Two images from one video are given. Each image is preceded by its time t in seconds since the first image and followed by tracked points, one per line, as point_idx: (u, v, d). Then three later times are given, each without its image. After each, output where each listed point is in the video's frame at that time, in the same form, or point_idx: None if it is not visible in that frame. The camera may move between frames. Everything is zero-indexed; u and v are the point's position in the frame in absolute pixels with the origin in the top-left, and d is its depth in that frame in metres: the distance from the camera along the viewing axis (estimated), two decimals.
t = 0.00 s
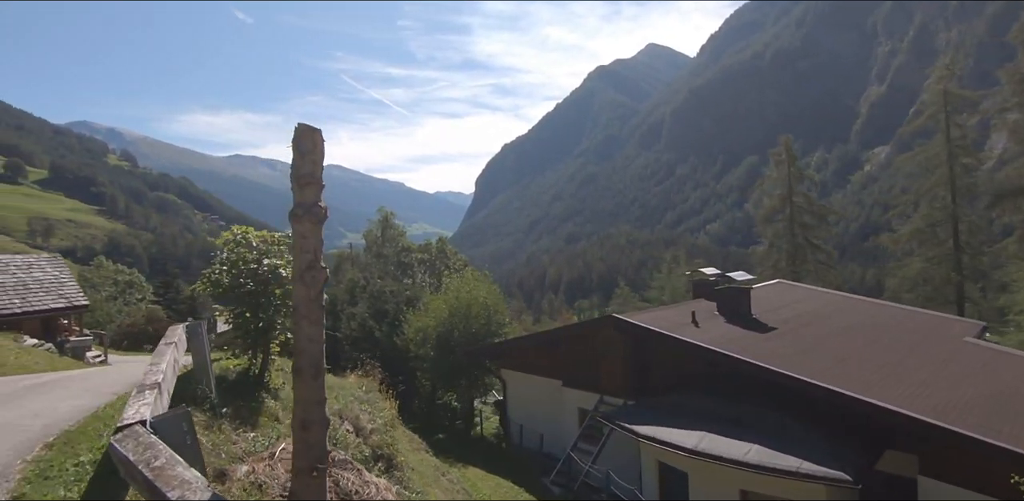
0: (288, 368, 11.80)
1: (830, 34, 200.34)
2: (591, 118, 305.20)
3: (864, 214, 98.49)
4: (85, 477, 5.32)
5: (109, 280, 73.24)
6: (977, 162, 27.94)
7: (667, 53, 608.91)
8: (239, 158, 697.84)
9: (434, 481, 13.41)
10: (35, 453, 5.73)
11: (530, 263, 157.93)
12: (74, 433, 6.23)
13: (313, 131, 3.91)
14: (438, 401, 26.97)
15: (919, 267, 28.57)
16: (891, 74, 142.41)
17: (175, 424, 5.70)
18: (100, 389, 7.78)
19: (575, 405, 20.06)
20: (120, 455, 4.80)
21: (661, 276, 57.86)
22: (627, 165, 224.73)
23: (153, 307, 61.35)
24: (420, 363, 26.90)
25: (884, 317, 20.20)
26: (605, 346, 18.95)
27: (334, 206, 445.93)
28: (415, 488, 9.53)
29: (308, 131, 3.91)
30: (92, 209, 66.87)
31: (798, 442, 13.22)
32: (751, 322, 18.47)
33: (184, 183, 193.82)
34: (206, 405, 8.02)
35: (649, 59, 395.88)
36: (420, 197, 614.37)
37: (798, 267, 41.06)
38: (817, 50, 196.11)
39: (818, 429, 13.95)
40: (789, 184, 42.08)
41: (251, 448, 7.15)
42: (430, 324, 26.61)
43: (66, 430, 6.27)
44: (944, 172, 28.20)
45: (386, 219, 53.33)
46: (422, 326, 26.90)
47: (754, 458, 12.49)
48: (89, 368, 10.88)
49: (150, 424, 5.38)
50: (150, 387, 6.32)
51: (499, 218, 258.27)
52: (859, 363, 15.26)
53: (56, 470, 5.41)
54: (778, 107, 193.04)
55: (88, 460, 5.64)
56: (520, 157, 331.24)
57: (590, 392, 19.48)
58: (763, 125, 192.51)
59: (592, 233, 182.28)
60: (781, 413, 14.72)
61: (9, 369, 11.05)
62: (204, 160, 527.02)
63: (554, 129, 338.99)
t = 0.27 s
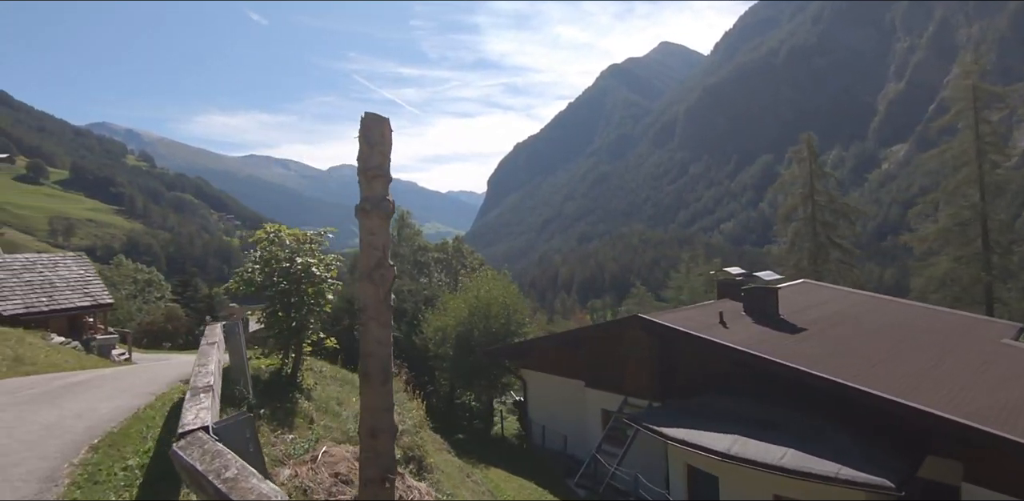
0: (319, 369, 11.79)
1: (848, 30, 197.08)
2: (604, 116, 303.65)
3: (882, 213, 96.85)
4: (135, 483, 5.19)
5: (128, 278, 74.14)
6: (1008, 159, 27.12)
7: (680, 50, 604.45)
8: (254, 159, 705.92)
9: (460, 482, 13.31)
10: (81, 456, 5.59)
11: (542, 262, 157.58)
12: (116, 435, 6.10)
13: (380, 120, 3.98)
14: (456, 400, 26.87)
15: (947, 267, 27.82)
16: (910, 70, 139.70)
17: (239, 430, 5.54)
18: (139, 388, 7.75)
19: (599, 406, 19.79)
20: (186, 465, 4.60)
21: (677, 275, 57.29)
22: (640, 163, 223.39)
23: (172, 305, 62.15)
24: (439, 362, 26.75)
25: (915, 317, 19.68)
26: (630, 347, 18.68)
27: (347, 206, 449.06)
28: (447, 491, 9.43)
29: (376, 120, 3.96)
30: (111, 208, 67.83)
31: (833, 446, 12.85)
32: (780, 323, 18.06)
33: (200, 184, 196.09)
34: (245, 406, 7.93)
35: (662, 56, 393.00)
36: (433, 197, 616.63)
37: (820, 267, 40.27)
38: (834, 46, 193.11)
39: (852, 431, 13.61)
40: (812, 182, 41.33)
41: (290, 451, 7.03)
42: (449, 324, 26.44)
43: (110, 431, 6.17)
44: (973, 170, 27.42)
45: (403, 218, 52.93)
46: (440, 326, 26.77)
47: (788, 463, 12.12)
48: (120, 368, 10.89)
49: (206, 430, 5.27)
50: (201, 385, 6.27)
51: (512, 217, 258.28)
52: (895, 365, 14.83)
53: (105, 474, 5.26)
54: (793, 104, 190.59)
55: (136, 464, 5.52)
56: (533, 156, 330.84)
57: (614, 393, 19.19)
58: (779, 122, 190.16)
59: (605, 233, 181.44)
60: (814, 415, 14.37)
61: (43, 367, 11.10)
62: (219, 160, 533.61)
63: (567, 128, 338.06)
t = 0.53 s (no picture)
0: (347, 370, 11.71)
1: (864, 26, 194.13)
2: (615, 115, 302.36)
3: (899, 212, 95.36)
4: (179, 492, 5.00)
5: (146, 277, 75.13)
6: None
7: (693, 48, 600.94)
8: (267, 159, 714.03)
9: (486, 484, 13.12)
10: (123, 462, 5.43)
11: (553, 261, 157.45)
12: (154, 442, 5.93)
13: (454, 111, 3.99)
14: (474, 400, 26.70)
15: (973, 265, 27.12)
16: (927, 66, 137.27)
17: (303, 442, 4.99)
18: (174, 389, 7.65)
19: (621, 407, 19.50)
20: (251, 479, 4.08)
21: (693, 275, 56.81)
22: (652, 162, 222.22)
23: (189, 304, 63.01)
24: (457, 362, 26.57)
25: (948, 318, 19.10)
26: (653, 347, 18.42)
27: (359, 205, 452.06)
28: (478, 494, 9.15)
29: (450, 112, 3.99)
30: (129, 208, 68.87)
31: (868, 450, 12.51)
32: (808, 324, 17.67)
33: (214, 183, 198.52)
34: (279, 409, 7.77)
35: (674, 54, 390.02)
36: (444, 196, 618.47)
37: (840, 266, 39.55)
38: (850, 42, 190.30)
39: (887, 435, 13.23)
40: (832, 180, 40.68)
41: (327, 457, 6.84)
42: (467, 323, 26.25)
43: (149, 434, 6.01)
44: (1001, 167, 26.69)
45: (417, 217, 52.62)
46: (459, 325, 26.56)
47: (824, 469, 11.74)
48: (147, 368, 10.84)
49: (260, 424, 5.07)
50: (247, 384, 6.19)
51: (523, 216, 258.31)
52: (931, 367, 14.36)
53: (149, 481, 5.08)
54: (808, 102, 188.26)
55: (179, 471, 5.37)
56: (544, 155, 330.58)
57: (637, 395, 18.88)
58: (793, 120, 187.98)
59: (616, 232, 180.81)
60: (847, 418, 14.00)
61: (72, 366, 11.09)
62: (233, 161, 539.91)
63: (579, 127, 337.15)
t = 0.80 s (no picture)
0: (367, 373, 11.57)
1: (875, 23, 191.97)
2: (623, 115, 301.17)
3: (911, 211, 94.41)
4: None
5: (158, 277, 75.84)
6: None
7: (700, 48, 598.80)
8: (276, 159, 719.28)
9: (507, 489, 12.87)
10: (158, 476, 5.24)
11: (561, 261, 157.30)
12: (189, 452, 5.76)
13: (521, 100, 3.73)
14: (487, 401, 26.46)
15: (994, 265, 26.60)
16: (939, 63, 135.46)
17: (363, 465, 5.03)
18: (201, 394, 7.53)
19: (639, 410, 19.25)
20: None
21: (703, 275, 56.69)
22: (660, 161, 221.43)
23: (201, 304, 63.35)
24: (471, 363, 26.41)
25: (974, 319, 18.67)
26: (672, 349, 18.18)
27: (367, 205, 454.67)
28: None
29: (517, 99, 3.71)
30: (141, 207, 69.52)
31: (900, 457, 12.15)
32: (830, 326, 17.37)
33: (224, 184, 200.46)
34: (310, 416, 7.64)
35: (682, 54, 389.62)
36: (452, 196, 620.49)
37: (857, 267, 38.91)
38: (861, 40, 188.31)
39: (916, 440, 13.01)
40: (849, 179, 40.10)
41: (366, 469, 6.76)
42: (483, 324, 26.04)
43: (181, 445, 5.84)
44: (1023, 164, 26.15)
45: (429, 218, 52.30)
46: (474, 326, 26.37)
47: (856, 476, 11.40)
48: (163, 371, 10.69)
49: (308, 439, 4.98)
50: (289, 393, 6.13)
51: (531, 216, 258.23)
52: (962, 369, 14.00)
53: (188, 498, 4.89)
54: (818, 100, 186.63)
55: (215, 486, 5.13)
56: (551, 155, 330.43)
57: (655, 397, 18.61)
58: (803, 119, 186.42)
59: (624, 231, 180.26)
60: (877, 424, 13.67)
61: (93, 369, 11.03)
62: (241, 161, 544.34)
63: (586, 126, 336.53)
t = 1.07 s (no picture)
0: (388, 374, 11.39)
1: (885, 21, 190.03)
2: (629, 114, 300.03)
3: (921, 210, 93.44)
4: None
5: (167, 277, 76.05)
6: None
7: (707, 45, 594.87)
8: (283, 159, 722.57)
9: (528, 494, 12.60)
10: (190, 489, 4.98)
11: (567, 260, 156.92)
12: (221, 461, 5.56)
13: (603, 82, 3.53)
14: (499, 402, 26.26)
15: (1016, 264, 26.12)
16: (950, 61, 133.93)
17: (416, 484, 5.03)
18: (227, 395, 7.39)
19: (656, 412, 18.97)
20: None
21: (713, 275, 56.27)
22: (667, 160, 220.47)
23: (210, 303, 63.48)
24: (483, 364, 26.26)
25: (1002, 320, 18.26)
26: (691, 350, 17.91)
27: (373, 205, 455.78)
28: None
29: (599, 81, 3.52)
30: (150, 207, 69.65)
31: (933, 463, 11.75)
32: (854, 327, 17.00)
33: (231, 184, 201.28)
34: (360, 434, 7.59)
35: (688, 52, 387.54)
36: (457, 196, 620.94)
37: (872, 267, 38.34)
38: (871, 37, 186.53)
39: (948, 444, 12.70)
40: (864, 178, 39.48)
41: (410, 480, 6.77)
42: (496, 324, 25.80)
43: (211, 457, 5.56)
44: None
45: (438, 217, 51.88)
46: (486, 326, 26.13)
47: (890, 482, 10.95)
48: (180, 371, 10.53)
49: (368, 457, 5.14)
50: (332, 402, 6.16)
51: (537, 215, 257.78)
52: (996, 372, 13.58)
53: None
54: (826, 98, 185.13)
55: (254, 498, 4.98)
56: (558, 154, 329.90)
57: (674, 399, 18.30)
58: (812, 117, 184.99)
59: (630, 231, 179.57)
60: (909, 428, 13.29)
61: (111, 370, 10.92)
62: (248, 161, 546.75)
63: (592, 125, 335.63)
